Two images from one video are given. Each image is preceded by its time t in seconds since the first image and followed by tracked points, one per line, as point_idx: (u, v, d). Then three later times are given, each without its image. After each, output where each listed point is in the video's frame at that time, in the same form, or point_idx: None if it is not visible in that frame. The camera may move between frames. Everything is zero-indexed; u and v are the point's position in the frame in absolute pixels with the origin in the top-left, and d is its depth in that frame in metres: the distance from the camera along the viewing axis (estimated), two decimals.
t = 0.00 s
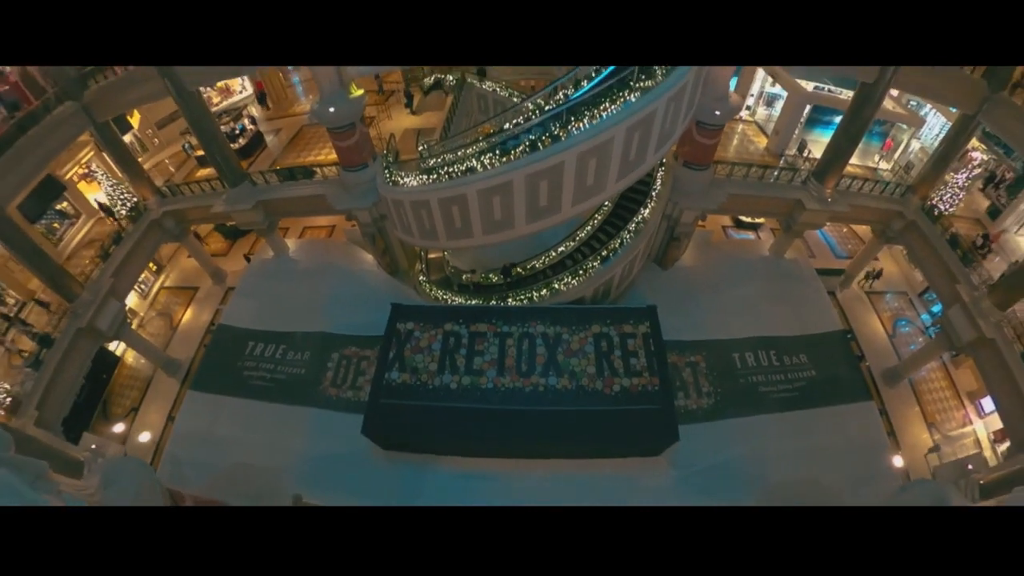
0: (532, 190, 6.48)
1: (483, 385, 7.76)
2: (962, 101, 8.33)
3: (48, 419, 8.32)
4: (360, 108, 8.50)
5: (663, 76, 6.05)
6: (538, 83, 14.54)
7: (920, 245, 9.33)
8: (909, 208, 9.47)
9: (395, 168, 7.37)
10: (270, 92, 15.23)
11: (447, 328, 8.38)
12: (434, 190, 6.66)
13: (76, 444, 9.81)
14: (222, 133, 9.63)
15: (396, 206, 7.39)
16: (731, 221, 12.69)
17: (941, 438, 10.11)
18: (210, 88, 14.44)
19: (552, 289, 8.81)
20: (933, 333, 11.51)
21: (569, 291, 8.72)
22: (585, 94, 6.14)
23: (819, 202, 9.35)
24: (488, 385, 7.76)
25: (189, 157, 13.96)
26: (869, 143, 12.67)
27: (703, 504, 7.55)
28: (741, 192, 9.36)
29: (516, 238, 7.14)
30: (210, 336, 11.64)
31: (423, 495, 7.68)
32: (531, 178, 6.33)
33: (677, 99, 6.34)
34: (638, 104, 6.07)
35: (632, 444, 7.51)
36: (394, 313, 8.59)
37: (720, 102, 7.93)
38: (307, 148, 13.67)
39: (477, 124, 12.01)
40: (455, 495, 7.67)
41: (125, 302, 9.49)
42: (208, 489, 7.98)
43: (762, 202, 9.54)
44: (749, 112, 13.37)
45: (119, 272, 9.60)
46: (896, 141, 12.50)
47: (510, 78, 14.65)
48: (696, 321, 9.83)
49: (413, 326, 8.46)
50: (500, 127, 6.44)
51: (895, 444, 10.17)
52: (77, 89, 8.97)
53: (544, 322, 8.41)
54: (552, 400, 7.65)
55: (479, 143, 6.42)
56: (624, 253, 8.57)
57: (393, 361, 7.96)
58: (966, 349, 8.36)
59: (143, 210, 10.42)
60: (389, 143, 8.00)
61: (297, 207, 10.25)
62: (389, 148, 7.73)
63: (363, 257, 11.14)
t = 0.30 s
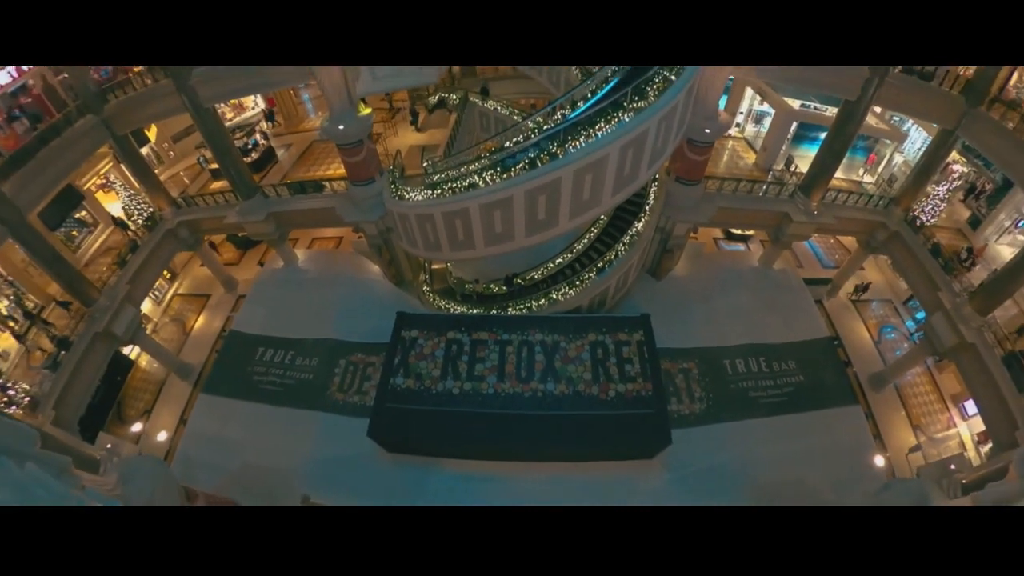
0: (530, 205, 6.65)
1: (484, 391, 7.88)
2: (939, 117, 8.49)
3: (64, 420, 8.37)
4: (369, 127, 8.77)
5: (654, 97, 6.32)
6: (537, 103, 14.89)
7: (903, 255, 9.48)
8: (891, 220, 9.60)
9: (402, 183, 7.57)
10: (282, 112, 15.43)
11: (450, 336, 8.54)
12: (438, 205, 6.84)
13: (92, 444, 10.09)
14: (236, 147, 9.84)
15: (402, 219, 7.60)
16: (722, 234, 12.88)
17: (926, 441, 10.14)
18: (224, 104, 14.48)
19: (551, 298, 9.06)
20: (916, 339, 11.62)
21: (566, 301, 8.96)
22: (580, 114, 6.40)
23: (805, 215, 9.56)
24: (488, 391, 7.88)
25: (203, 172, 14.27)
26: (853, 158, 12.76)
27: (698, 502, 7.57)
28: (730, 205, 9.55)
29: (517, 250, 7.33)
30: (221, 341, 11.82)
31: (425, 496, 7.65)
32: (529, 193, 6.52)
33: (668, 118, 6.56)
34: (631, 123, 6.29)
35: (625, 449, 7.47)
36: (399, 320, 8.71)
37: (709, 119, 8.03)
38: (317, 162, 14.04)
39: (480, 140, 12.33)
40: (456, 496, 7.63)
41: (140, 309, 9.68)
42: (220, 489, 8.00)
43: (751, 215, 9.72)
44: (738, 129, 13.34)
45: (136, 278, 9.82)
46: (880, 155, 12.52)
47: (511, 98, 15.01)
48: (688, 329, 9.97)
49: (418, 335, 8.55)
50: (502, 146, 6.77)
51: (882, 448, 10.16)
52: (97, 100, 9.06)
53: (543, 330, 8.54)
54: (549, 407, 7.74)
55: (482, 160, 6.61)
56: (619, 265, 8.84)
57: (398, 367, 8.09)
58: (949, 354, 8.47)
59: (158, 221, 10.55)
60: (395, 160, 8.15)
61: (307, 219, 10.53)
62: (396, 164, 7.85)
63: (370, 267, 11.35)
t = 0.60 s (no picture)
0: (529, 219, 6.79)
1: (485, 396, 7.88)
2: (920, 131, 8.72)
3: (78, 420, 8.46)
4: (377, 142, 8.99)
5: (648, 115, 6.46)
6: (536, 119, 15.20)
7: (888, 264, 9.66)
8: (876, 230, 9.76)
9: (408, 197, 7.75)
10: (292, 128, 15.95)
11: (453, 342, 8.60)
12: (442, 218, 6.96)
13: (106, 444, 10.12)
14: (248, 161, 9.97)
15: (409, 231, 7.77)
16: (714, 244, 13.10)
17: (913, 443, 10.13)
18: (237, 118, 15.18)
19: (549, 307, 9.15)
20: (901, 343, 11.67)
21: (564, 309, 9.07)
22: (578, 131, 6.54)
23: (792, 225, 9.76)
24: (489, 395, 7.89)
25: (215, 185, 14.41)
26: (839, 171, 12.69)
27: (695, 502, 7.58)
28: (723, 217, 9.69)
29: (517, 262, 7.49)
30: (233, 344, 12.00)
31: (430, 495, 7.64)
32: (529, 208, 6.65)
33: (662, 135, 6.65)
34: (627, 140, 6.39)
35: (623, 450, 7.64)
36: (404, 327, 8.77)
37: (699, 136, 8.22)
38: (325, 175, 14.37)
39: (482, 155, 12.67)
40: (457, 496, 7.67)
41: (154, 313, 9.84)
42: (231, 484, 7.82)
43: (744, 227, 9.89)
44: (728, 144, 13.41)
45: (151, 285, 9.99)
46: (865, 168, 12.52)
47: (511, 115, 15.33)
48: (681, 336, 9.97)
49: (423, 340, 8.67)
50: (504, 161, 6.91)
51: (871, 451, 10.14)
52: (117, 112, 9.39)
53: (542, 337, 8.60)
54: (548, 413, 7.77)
55: (485, 174, 6.76)
56: (615, 275, 8.95)
57: (403, 372, 8.09)
58: (934, 359, 8.55)
59: (173, 230, 10.76)
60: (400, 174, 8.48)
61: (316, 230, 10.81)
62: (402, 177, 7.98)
63: (376, 277, 11.30)
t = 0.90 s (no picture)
0: (529, 230, 6.97)
1: (487, 400, 7.99)
2: (903, 142, 8.97)
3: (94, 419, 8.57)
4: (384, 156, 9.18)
5: (640, 130, 6.68)
6: (537, 134, 15.57)
7: (874, 271, 9.87)
8: (863, 238, 10.02)
9: (412, 208, 7.85)
10: (301, 142, 16.28)
11: (456, 348, 8.71)
12: (447, 228, 7.08)
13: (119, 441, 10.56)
14: (260, 172, 10.23)
15: (413, 241, 7.88)
16: (707, 253, 13.31)
17: (900, 444, 10.20)
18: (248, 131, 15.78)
19: (548, 314, 9.32)
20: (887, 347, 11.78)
21: (563, 316, 9.23)
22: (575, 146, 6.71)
23: (781, 235, 9.86)
24: (490, 399, 8.00)
25: (229, 195, 14.63)
26: (826, 182, 12.91)
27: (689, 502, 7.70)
28: (717, 227, 9.86)
29: (517, 270, 7.68)
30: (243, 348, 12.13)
31: (432, 496, 7.78)
32: (529, 219, 6.81)
33: (654, 151, 6.90)
34: (620, 154, 6.59)
35: (620, 451, 7.76)
36: (408, 333, 8.89)
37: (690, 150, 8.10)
38: (333, 188, 14.64)
39: (485, 167, 12.95)
40: (459, 497, 7.79)
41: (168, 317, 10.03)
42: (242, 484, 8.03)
43: (736, 238, 10.06)
44: (718, 157, 13.61)
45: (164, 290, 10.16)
46: (851, 179, 12.72)
47: (511, 130, 15.65)
48: (675, 341, 10.04)
49: (425, 345, 8.77)
50: (504, 174, 7.03)
51: (860, 453, 10.18)
52: (134, 122, 9.72)
53: (540, 343, 8.79)
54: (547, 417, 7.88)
55: (486, 187, 6.89)
56: (611, 283, 9.20)
57: (407, 375, 8.18)
58: (918, 362, 8.67)
59: (186, 238, 10.97)
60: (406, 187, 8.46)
61: (327, 238, 11.00)
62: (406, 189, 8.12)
63: (381, 284, 11.57)
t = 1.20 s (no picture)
0: (529, 239, 7.11)
1: (488, 402, 8.14)
2: (889, 153, 9.10)
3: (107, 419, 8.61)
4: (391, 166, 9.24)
5: (635, 144, 6.83)
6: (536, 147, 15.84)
7: (862, 277, 10.03)
8: (850, 246, 10.22)
9: (417, 217, 8.05)
10: (309, 152, 16.46)
11: (458, 352, 8.85)
12: (449, 236, 7.28)
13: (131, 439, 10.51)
14: (270, 180, 10.37)
15: (418, 249, 8.06)
16: (700, 261, 13.53)
17: (888, 444, 10.33)
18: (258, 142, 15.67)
19: (547, 319, 9.49)
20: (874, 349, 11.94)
21: (560, 321, 9.43)
22: (573, 158, 6.89)
23: (770, 242, 10.07)
24: (492, 401, 8.15)
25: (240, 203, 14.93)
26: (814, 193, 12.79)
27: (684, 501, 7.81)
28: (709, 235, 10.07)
29: (519, 279, 7.83)
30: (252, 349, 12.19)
31: (432, 495, 7.85)
32: (529, 228, 6.96)
33: (649, 162, 7.02)
34: (617, 166, 6.74)
35: (612, 451, 7.79)
36: (413, 338, 9.05)
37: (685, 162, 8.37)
38: (341, 197, 14.85)
39: (488, 179, 13.17)
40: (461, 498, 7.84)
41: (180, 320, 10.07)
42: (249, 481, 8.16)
43: (727, 246, 10.26)
44: (711, 168, 13.87)
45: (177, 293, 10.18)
46: (839, 189, 12.74)
47: (511, 143, 15.88)
48: (670, 345, 10.24)
49: (429, 349, 8.93)
50: (506, 184, 7.20)
51: (849, 453, 10.31)
52: (149, 132, 9.65)
53: (540, 347, 8.93)
54: (546, 419, 7.97)
55: (488, 198, 7.09)
56: (608, 289, 9.35)
57: (411, 378, 8.36)
58: (905, 365, 8.84)
59: (198, 243, 11.04)
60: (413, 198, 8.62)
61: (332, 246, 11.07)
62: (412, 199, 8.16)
63: (386, 290, 11.68)
